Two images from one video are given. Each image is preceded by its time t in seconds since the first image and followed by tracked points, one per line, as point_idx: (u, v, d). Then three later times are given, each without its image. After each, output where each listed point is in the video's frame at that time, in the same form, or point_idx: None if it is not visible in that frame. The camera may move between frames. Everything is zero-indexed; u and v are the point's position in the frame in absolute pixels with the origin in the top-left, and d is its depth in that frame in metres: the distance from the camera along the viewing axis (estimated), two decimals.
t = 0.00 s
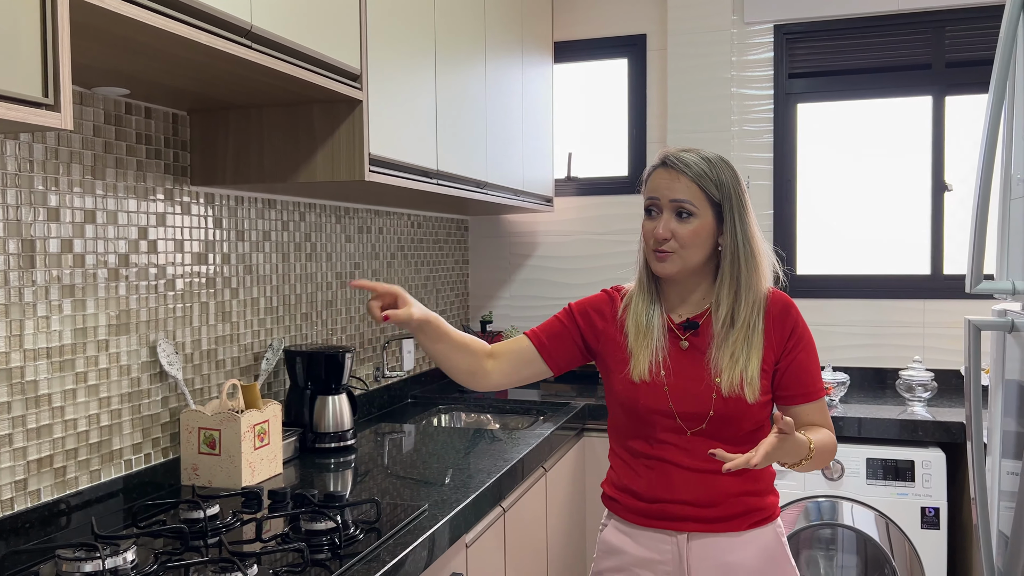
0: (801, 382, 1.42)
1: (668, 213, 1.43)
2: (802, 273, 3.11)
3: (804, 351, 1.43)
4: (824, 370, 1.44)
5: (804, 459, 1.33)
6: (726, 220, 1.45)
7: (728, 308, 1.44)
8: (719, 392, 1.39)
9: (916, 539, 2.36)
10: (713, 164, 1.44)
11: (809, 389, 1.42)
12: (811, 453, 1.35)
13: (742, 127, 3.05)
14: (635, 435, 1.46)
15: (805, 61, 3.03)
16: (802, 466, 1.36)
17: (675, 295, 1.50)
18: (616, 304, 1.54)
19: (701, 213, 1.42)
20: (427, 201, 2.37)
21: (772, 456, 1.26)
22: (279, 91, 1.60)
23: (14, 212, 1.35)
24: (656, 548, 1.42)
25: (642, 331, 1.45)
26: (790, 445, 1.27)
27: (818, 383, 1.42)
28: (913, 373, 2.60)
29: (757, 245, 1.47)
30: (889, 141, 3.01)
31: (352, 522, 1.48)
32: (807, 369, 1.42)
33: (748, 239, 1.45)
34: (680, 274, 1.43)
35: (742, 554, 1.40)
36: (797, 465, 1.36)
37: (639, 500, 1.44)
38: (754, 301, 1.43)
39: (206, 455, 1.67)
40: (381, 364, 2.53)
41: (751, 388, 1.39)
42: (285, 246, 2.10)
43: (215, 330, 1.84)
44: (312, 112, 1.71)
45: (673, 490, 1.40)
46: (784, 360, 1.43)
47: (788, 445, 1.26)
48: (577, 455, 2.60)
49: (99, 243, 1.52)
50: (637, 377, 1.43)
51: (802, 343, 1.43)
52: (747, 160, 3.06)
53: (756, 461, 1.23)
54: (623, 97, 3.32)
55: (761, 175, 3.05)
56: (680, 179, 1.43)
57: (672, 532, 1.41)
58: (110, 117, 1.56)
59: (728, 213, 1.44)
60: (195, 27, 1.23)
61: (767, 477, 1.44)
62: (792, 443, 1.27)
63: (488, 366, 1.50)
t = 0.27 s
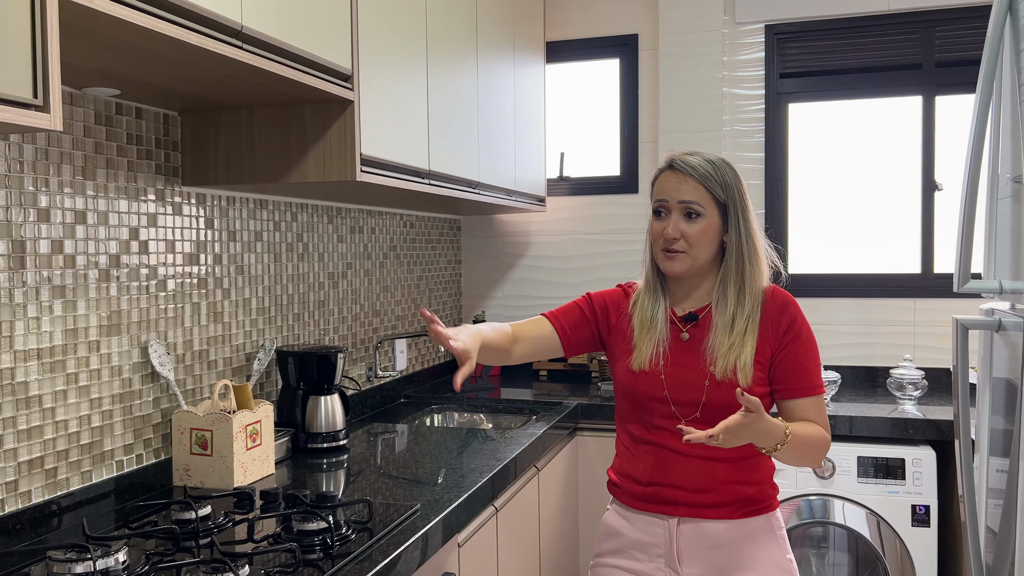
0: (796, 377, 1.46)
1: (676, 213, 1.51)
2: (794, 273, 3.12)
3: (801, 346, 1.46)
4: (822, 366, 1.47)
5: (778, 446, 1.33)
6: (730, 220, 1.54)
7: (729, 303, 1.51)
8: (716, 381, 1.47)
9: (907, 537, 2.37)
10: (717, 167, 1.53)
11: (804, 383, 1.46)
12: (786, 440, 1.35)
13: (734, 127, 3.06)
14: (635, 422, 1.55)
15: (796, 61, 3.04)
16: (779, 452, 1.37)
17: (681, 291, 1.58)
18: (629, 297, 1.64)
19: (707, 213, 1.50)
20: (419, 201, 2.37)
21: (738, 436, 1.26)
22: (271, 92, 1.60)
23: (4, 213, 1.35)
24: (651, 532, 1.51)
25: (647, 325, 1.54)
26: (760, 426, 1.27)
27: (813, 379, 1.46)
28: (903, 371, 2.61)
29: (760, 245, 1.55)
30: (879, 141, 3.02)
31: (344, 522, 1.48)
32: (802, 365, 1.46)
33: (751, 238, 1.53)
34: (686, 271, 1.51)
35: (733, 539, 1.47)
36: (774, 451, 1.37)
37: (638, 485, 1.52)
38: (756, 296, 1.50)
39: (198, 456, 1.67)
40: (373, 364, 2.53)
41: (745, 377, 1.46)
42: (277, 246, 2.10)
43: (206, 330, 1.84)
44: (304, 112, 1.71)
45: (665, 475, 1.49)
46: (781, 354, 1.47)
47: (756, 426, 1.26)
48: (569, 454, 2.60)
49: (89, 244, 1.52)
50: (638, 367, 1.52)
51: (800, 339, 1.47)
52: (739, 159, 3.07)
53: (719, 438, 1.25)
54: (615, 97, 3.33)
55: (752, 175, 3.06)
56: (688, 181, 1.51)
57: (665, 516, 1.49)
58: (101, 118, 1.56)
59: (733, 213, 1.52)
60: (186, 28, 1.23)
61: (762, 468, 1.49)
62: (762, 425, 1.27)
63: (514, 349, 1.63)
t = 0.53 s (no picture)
0: (773, 371, 1.47)
1: (668, 205, 1.54)
2: (787, 271, 3.13)
3: (779, 340, 1.47)
4: (801, 361, 1.47)
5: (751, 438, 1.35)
6: (720, 218, 1.57)
7: (712, 296, 1.53)
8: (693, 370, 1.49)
9: (900, 535, 2.38)
10: (711, 166, 1.58)
11: (780, 377, 1.46)
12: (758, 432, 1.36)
13: (727, 126, 3.07)
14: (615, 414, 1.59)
15: (789, 60, 3.05)
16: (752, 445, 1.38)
17: (665, 285, 1.60)
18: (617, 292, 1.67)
19: (699, 208, 1.54)
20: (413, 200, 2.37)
21: (710, 430, 1.28)
22: (264, 90, 1.60)
23: None
24: (624, 520, 1.55)
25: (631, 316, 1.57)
26: (730, 419, 1.29)
27: (791, 373, 1.46)
28: (896, 370, 2.62)
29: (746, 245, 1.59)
30: (872, 140, 3.03)
31: (338, 521, 1.48)
32: (780, 359, 1.46)
33: (739, 237, 1.57)
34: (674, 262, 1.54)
35: (703, 530, 1.50)
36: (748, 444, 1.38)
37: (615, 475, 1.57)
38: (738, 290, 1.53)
39: (192, 455, 1.67)
40: (367, 363, 2.53)
41: (721, 366, 1.47)
42: (271, 245, 2.10)
43: (200, 329, 1.84)
44: (298, 111, 1.71)
45: (637, 466, 1.53)
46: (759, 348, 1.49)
47: (728, 419, 1.28)
48: (563, 453, 2.61)
49: (82, 243, 1.52)
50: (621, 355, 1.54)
51: (779, 333, 1.48)
52: (733, 158, 3.07)
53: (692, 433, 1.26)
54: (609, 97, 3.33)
55: (746, 174, 3.07)
56: (682, 176, 1.55)
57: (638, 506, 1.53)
58: (94, 117, 1.55)
59: (723, 211, 1.57)
60: (179, 26, 1.23)
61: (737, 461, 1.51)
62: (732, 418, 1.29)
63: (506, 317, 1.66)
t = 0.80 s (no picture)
0: (729, 366, 1.46)
1: (630, 205, 1.58)
2: (780, 271, 3.14)
3: (737, 336, 1.46)
4: (760, 357, 1.45)
5: (680, 429, 1.37)
6: (682, 214, 1.59)
7: (674, 291, 1.56)
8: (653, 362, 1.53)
9: (893, 533, 2.39)
10: (671, 164, 1.60)
11: (735, 371, 1.45)
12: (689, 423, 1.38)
13: (720, 126, 3.08)
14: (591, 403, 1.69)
15: (782, 60, 3.06)
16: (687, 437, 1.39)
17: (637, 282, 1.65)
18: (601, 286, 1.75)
19: (658, 205, 1.56)
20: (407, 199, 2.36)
21: (630, 419, 1.32)
22: (257, 89, 1.60)
23: None
24: (589, 502, 1.65)
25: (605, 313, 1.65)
26: (653, 407, 1.33)
27: (747, 369, 1.45)
28: (889, 368, 2.63)
29: (710, 239, 1.60)
30: (865, 139, 3.04)
31: (332, 520, 1.48)
32: (736, 354, 1.45)
33: (702, 231, 1.58)
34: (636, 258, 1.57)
35: (658, 517, 1.56)
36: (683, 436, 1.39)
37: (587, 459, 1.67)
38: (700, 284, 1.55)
39: (185, 455, 1.67)
40: (361, 363, 2.53)
41: (676, 358, 1.50)
42: (264, 244, 2.10)
43: (193, 329, 1.83)
44: (291, 110, 1.70)
45: (601, 453, 1.62)
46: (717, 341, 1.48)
47: (649, 408, 1.32)
48: (557, 452, 2.61)
49: (75, 242, 1.51)
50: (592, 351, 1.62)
51: (737, 328, 1.46)
52: (726, 158, 3.08)
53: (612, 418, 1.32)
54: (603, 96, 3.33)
55: (740, 173, 3.07)
56: (641, 175, 1.58)
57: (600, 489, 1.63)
58: (86, 116, 1.55)
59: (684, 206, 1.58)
60: (172, 25, 1.23)
61: (695, 453, 1.54)
62: (654, 406, 1.33)
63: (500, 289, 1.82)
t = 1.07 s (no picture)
0: (681, 358, 1.48)
1: (610, 207, 1.60)
2: (772, 269, 3.15)
3: (691, 329, 1.48)
4: (713, 352, 1.47)
5: (614, 410, 1.45)
6: (660, 217, 1.60)
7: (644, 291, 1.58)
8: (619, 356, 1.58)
9: (883, 530, 2.40)
10: (654, 168, 1.61)
11: (686, 365, 1.48)
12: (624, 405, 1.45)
13: (712, 125, 3.09)
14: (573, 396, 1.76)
15: (774, 59, 3.07)
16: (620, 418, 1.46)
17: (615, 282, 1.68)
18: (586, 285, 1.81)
19: (636, 208, 1.58)
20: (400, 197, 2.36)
21: (562, 395, 1.45)
22: (248, 87, 1.60)
23: None
24: (567, 493, 1.70)
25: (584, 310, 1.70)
26: (584, 385, 1.43)
27: (698, 364, 1.47)
28: (879, 367, 2.64)
29: (688, 243, 1.61)
30: (856, 139, 3.06)
31: (324, 518, 1.47)
32: (688, 347, 1.48)
33: (678, 235, 1.59)
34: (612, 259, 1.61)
35: (628, 508, 1.59)
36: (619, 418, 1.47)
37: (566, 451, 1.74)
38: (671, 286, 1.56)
39: (177, 453, 1.66)
40: (353, 361, 2.53)
41: (638, 353, 1.54)
42: (256, 242, 2.09)
43: (185, 326, 1.83)
44: (283, 108, 1.70)
45: (579, 445, 1.68)
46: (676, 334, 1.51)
47: (579, 386, 1.43)
48: (549, 450, 2.62)
49: (65, 240, 1.51)
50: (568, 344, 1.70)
51: (692, 322, 1.49)
52: (718, 157, 3.09)
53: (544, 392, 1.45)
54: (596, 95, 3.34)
55: (732, 172, 3.08)
56: (623, 178, 1.60)
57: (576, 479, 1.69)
58: (77, 112, 1.54)
59: (662, 210, 1.59)
60: (163, 22, 1.22)
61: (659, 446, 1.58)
62: (585, 384, 1.43)
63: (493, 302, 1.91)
